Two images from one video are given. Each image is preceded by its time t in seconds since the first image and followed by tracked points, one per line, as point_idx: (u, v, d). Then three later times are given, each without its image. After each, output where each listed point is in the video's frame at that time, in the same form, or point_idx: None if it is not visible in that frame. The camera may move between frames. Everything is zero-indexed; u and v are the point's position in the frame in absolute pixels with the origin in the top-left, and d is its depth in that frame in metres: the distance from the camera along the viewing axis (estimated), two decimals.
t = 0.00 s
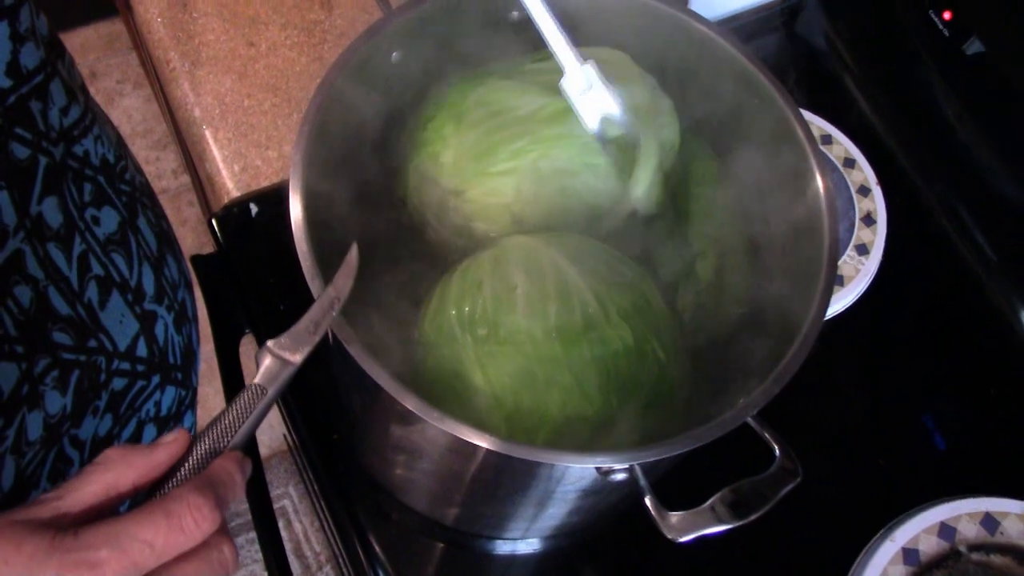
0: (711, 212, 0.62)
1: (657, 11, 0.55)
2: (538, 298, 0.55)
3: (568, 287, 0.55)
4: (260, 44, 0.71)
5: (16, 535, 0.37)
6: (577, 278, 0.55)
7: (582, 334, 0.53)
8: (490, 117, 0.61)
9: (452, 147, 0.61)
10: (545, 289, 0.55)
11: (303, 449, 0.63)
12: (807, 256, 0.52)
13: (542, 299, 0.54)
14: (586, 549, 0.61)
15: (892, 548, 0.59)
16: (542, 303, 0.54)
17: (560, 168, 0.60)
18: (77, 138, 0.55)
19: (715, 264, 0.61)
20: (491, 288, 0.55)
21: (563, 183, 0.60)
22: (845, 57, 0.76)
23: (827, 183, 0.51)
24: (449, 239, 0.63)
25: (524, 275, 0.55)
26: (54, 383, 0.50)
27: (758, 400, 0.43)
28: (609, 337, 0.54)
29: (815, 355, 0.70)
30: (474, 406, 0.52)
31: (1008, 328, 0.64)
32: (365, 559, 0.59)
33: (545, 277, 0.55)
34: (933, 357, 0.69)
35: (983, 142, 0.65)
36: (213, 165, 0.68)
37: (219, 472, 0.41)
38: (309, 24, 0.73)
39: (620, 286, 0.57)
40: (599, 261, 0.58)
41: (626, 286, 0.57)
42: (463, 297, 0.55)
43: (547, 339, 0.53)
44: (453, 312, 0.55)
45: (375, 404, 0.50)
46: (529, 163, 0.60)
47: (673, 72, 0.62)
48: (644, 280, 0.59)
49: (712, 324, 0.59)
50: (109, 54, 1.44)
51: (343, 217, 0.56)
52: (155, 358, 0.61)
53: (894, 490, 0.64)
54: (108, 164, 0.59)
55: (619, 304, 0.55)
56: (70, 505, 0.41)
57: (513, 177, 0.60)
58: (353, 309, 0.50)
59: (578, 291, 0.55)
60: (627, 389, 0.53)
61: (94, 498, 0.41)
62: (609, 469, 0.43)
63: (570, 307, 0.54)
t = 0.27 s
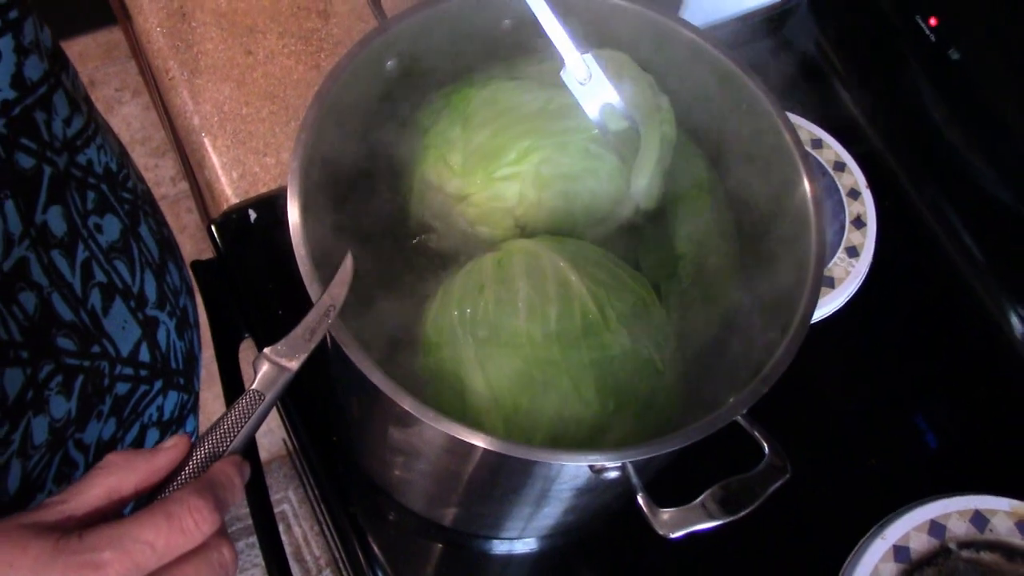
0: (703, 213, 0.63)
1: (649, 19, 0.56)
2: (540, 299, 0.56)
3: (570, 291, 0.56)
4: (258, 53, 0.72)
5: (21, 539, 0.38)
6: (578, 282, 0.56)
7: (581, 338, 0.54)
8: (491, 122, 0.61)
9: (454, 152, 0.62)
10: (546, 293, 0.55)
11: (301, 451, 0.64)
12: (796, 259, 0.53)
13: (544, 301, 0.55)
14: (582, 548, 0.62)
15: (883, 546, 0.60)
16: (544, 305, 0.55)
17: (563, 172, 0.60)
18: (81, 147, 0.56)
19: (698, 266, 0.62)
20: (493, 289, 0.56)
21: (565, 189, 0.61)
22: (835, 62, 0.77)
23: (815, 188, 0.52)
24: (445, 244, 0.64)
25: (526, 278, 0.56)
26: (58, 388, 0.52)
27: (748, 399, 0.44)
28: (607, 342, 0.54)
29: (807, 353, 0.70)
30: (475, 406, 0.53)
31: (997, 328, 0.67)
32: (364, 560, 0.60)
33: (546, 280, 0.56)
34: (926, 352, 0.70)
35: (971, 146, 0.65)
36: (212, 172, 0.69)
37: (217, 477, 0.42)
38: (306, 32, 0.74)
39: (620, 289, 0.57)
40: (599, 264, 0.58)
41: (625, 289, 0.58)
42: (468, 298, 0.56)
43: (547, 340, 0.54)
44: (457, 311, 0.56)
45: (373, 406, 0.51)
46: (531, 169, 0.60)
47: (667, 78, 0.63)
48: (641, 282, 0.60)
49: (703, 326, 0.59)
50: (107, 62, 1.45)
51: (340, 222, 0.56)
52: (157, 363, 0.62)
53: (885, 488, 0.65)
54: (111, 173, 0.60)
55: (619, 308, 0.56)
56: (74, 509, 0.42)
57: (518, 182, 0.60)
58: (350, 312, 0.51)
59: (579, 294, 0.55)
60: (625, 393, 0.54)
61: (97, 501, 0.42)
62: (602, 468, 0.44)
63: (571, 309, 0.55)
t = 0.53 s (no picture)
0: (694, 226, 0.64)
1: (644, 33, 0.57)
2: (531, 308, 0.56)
3: (561, 299, 0.56)
4: (256, 64, 0.73)
5: (20, 541, 0.39)
6: (571, 289, 0.57)
7: (574, 345, 0.55)
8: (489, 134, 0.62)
9: (451, 164, 0.62)
10: (539, 301, 0.56)
11: (298, 459, 0.64)
12: (786, 268, 0.54)
13: (535, 309, 0.56)
14: (576, 554, 0.62)
15: (874, 552, 0.61)
16: (535, 313, 0.56)
17: (559, 186, 0.61)
18: (82, 158, 0.56)
19: (694, 272, 0.63)
20: (487, 297, 0.56)
21: (560, 201, 0.62)
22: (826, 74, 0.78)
23: (804, 198, 0.53)
24: (442, 254, 0.64)
25: (520, 285, 0.57)
26: (59, 395, 0.52)
27: (739, 406, 0.45)
28: (601, 349, 0.55)
29: (795, 365, 0.70)
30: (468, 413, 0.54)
31: (987, 338, 0.67)
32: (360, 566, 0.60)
33: (539, 287, 0.57)
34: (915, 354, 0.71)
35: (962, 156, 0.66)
36: (211, 182, 0.70)
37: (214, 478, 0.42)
38: (303, 44, 0.75)
39: (611, 298, 0.58)
40: (591, 273, 0.59)
41: (619, 298, 0.59)
42: (462, 305, 0.57)
43: (539, 347, 0.54)
44: (450, 320, 0.56)
45: (369, 413, 0.52)
46: (526, 181, 0.61)
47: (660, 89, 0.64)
48: (632, 291, 0.61)
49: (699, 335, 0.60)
50: (104, 73, 1.46)
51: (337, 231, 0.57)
52: (157, 370, 0.62)
53: (877, 496, 0.65)
54: (112, 183, 0.61)
55: (612, 317, 0.57)
56: (74, 510, 0.43)
57: (512, 196, 0.61)
58: (347, 320, 0.52)
59: (570, 303, 0.56)
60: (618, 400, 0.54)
61: (96, 503, 0.43)
62: (595, 473, 0.45)
63: (563, 318, 0.56)
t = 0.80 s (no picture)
0: (688, 242, 0.64)
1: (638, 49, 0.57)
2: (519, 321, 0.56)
3: (549, 312, 0.56)
4: (255, 77, 0.74)
5: (17, 555, 0.39)
6: (557, 300, 0.57)
7: (563, 355, 0.55)
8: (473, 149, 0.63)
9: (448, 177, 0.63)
10: (526, 313, 0.56)
11: (295, 470, 0.64)
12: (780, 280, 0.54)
13: (523, 321, 0.56)
14: (572, 566, 0.62)
15: (870, 565, 0.61)
16: (524, 326, 0.56)
17: (542, 201, 0.62)
18: (81, 173, 0.57)
19: (689, 285, 0.63)
20: (476, 313, 0.57)
21: (542, 216, 0.63)
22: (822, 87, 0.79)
23: (800, 211, 0.53)
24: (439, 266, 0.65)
25: (507, 298, 0.57)
26: (58, 409, 0.53)
27: (735, 418, 0.45)
28: (589, 357, 0.55)
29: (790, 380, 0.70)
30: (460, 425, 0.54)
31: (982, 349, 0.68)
32: None
33: (526, 299, 0.57)
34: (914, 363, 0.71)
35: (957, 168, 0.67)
36: (209, 195, 0.70)
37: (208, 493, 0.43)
38: (302, 57, 0.75)
39: (600, 311, 0.58)
40: (581, 285, 0.59)
41: (609, 309, 0.59)
42: (450, 322, 0.56)
43: (529, 359, 0.55)
44: (438, 336, 0.56)
45: (366, 425, 0.52)
46: (511, 198, 0.62)
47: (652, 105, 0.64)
48: (622, 300, 0.61)
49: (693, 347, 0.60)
50: (102, 85, 1.46)
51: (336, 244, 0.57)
52: (156, 384, 0.63)
53: (874, 508, 0.65)
54: (111, 198, 0.61)
55: (602, 329, 0.57)
56: (70, 523, 0.44)
57: (496, 211, 0.62)
58: (345, 332, 0.52)
59: (559, 316, 0.56)
60: (608, 407, 0.54)
61: (91, 517, 0.44)
62: (592, 485, 0.45)
63: (552, 331, 0.56)
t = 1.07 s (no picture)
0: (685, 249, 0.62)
1: (641, 59, 0.58)
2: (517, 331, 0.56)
3: (548, 321, 0.56)
4: (259, 85, 0.74)
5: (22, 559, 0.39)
6: (555, 309, 0.57)
7: (561, 364, 0.55)
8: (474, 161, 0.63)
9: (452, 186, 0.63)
10: (525, 323, 0.56)
11: (296, 478, 0.64)
12: (782, 292, 0.54)
13: (522, 331, 0.56)
14: None
15: None
16: (522, 335, 0.56)
17: (538, 213, 0.61)
18: (93, 176, 0.57)
19: (691, 295, 0.61)
20: (475, 321, 0.56)
21: (542, 227, 0.62)
22: (824, 100, 0.79)
23: (803, 224, 0.54)
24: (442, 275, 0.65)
25: (507, 309, 0.57)
26: (64, 412, 0.53)
27: (737, 429, 0.45)
28: (587, 366, 0.55)
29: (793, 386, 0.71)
30: (461, 434, 0.53)
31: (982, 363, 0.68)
32: None
33: (525, 308, 0.57)
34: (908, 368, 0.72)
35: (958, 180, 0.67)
36: (213, 201, 0.71)
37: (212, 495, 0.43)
38: (307, 65, 0.75)
39: (599, 320, 0.58)
40: (579, 294, 0.59)
41: (607, 318, 0.58)
42: (450, 332, 0.57)
43: (529, 369, 0.54)
44: (437, 347, 0.56)
45: (369, 434, 0.52)
46: (510, 209, 0.62)
47: (655, 116, 0.65)
48: (620, 310, 0.60)
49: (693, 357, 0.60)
50: (105, 91, 1.47)
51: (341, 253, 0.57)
52: (162, 389, 0.63)
53: (874, 521, 0.65)
54: (123, 202, 0.61)
55: (602, 339, 0.56)
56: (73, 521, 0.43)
57: (497, 219, 0.62)
58: (350, 339, 0.52)
59: (558, 323, 0.56)
60: (608, 416, 0.54)
61: (95, 519, 0.44)
62: (595, 495, 0.45)
63: (550, 339, 0.55)
